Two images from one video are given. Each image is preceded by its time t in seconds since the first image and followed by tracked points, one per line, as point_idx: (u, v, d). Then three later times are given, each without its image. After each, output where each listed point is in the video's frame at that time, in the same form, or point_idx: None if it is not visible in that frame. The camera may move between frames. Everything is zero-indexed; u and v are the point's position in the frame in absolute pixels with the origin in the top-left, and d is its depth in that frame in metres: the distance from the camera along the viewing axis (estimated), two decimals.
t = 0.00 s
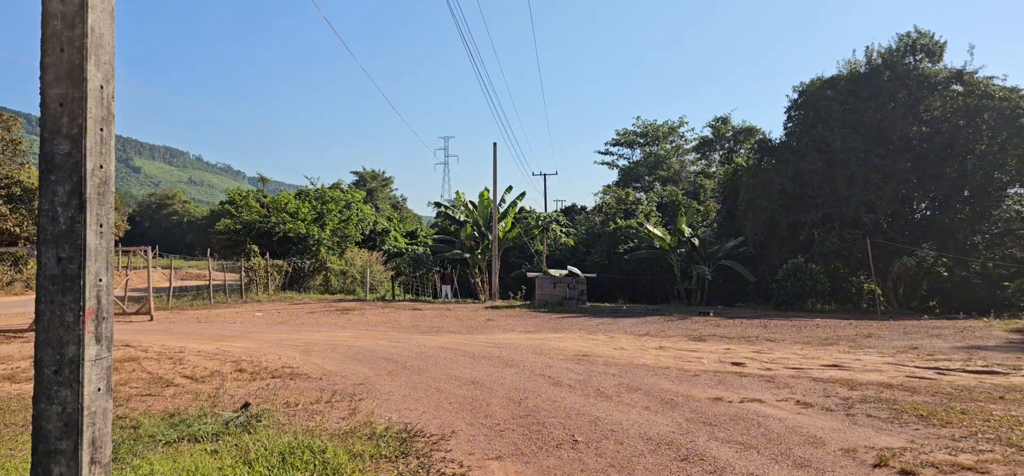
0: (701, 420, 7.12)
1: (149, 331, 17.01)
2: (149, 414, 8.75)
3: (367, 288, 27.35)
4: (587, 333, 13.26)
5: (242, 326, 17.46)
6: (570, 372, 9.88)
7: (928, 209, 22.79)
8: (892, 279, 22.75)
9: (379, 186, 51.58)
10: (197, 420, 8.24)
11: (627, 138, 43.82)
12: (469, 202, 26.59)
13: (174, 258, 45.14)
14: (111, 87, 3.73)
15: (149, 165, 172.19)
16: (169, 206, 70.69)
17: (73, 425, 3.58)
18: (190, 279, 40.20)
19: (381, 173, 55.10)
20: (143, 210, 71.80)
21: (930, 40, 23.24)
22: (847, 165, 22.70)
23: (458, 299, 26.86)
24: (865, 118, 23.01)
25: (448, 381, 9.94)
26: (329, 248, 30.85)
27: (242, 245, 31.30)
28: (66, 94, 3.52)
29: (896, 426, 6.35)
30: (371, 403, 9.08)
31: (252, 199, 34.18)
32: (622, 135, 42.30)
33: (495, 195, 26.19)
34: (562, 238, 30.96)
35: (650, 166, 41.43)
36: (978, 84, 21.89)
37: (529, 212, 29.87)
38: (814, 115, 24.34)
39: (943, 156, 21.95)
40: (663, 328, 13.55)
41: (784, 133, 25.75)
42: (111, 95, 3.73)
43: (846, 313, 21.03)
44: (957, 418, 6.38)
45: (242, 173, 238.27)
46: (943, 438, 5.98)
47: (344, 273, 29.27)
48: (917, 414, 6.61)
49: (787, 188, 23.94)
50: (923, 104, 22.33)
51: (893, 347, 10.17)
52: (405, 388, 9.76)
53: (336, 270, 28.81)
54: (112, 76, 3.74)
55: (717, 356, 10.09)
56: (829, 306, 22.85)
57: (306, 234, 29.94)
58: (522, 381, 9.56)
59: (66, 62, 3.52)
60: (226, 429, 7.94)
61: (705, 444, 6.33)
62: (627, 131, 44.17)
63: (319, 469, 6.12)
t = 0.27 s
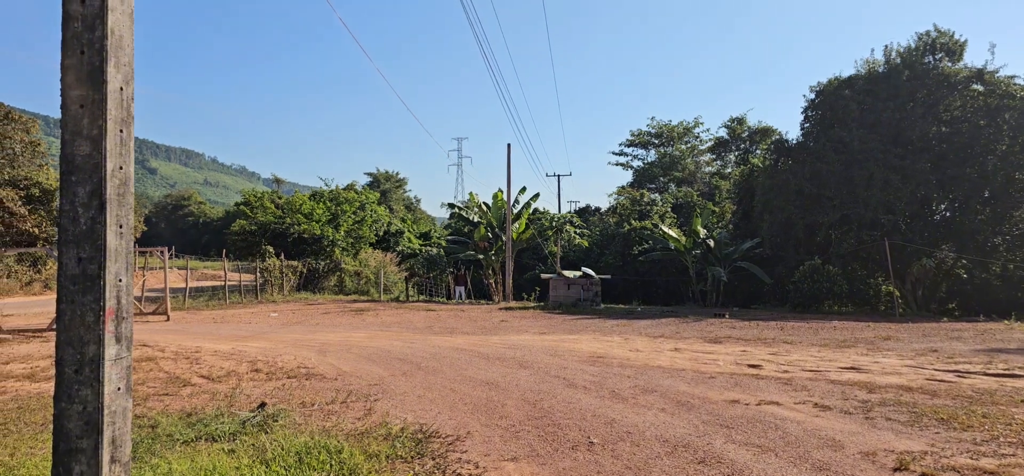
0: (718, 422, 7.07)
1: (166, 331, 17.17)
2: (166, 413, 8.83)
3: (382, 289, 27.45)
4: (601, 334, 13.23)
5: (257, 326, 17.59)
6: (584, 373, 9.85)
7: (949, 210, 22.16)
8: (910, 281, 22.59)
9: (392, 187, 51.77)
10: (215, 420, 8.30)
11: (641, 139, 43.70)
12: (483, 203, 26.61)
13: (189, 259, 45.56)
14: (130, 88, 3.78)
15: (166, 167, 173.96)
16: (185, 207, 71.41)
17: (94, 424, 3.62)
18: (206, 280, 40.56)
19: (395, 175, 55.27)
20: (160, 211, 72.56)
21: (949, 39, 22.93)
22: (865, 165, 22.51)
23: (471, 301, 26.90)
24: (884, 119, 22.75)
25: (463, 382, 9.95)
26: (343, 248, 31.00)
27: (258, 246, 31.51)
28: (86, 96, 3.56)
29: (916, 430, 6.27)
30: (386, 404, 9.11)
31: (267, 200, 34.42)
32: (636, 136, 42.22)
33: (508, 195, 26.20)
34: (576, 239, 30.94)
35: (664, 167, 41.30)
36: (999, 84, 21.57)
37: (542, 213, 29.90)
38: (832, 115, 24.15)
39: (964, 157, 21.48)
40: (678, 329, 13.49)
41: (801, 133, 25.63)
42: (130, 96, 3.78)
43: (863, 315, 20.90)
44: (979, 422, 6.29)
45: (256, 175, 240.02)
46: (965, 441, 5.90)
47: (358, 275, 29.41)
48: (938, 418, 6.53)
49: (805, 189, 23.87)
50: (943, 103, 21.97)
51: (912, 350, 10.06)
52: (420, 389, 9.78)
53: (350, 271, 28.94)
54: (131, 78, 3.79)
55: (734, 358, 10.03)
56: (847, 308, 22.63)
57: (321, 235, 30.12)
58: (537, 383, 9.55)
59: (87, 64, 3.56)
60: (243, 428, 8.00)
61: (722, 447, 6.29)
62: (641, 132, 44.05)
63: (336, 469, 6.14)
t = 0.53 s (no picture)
0: (731, 424, 7.03)
1: (179, 331, 17.30)
2: (180, 413, 8.88)
3: (392, 289, 27.53)
4: (612, 335, 13.20)
5: (269, 327, 17.68)
6: (596, 374, 9.83)
7: (964, 210, 22.01)
8: (924, 282, 22.39)
9: (402, 188, 51.87)
10: (228, 420, 8.35)
11: (653, 139, 43.58)
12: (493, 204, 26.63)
13: (202, 259, 45.86)
14: (145, 90, 3.80)
15: (178, 168, 175.29)
16: (197, 208, 71.96)
17: (110, 423, 3.65)
18: (218, 280, 40.84)
19: (405, 176, 55.41)
20: (173, 211, 73.13)
21: (965, 38, 22.69)
22: (879, 165, 22.29)
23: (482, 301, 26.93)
24: (898, 118, 22.58)
25: (474, 383, 9.96)
26: (354, 249, 31.13)
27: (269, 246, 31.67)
28: (101, 97, 3.59)
29: (932, 432, 6.21)
30: (398, 404, 9.13)
31: (279, 201, 34.63)
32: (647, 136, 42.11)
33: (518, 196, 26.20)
34: (587, 240, 30.92)
35: (676, 167, 41.17)
36: (1015, 83, 21.27)
37: (553, 214, 29.90)
38: (846, 115, 24.00)
39: (979, 157, 21.19)
40: (690, 330, 13.43)
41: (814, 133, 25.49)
42: (145, 97, 3.80)
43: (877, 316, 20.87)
44: (996, 425, 6.22)
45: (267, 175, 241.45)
46: (982, 444, 5.83)
47: (369, 275, 29.51)
48: (954, 420, 6.46)
49: (818, 189, 23.72)
50: (958, 103, 21.73)
51: (928, 351, 9.97)
52: (432, 389, 9.79)
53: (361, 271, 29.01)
54: (145, 79, 3.81)
55: (747, 359, 9.97)
56: (861, 309, 22.61)
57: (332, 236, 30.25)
58: (549, 383, 9.54)
59: (102, 66, 3.59)
60: (256, 428, 8.04)
61: (735, 449, 6.25)
62: (652, 132, 43.92)
63: (349, 470, 6.16)
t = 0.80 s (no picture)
0: (747, 425, 6.98)
1: (193, 332, 17.42)
2: (195, 414, 8.94)
3: (404, 290, 27.61)
4: (625, 336, 13.15)
5: (282, 328, 17.77)
6: (609, 375, 9.79)
7: (982, 209, 21.66)
8: (941, 282, 22.16)
9: (413, 189, 51.99)
10: (242, 421, 8.39)
11: (664, 139, 43.43)
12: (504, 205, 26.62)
13: (215, 261, 46.18)
14: (159, 93, 3.81)
15: (191, 171, 176.88)
16: (210, 210, 72.55)
17: (125, 424, 3.66)
18: (231, 282, 41.11)
19: (417, 177, 55.52)
20: (186, 214, 73.69)
21: (981, 34, 22.40)
22: (894, 164, 22.05)
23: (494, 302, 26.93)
24: (914, 116, 22.35)
25: (487, 384, 9.95)
26: (366, 250, 31.24)
27: (281, 248, 31.84)
28: (117, 101, 3.61)
29: (952, 433, 6.13)
30: (411, 405, 9.14)
31: (291, 203, 34.82)
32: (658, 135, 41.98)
33: (529, 197, 26.18)
34: (598, 240, 30.85)
35: (688, 167, 41.04)
36: None
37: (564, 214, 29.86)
38: (860, 113, 23.79)
39: (996, 155, 20.93)
40: (703, 331, 13.35)
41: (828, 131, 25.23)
42: (159, 100, 3.81)
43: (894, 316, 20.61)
44: (1017, 426, 6.13)
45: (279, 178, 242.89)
46: (1002, 445, 5.76)
47: (381, 276, 29.59)
48: (974, 421, 6.37)
49: (832, 187, 23.51)
50: (975, 99, 21.45)
51: (945, 352, 9.85)
52: (444, 390, 9.80)
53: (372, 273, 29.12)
54: (160, 82, 3.82)
55: (761, 360, 9.90)
56: (876, 309, 22.43)
57: (343, 237, 30.39)
58: (562, 384, 9.51)
59: (117, 69, 3.61)
60: (271, 429, 8.07)
61: (751, 450, 6.20)
62: (664, 132, 43.77)
63: (363, 470, 6.18)
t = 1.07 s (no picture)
0: (761, 426, 6.93)
1: (207, 333, 17.55)
2: (209, 414, 9.00)
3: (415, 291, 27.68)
4: (637, 337, 13.11)
5: (294, 329, 17.86)
6: (621, 376, 9.76)
7: (999, 208, 21.63)
8: (957, 282, 22.09)
9: (424, 190, 52.11)
10: (256, 421, 8.44)
11: (676, 138, 43.30)
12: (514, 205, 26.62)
13: (228, 262, 46.51)
14: (173, 95, 3.84)
15: (204, 173, 178.24)
16: (222, 212, 73.06)
17: (141, 424, 3.69)
18: (243, 282, 41.37)
19: (428, 178, 55.67)
20: (199, 215, 74.25)
21: (998, 31, 22.14)
22: (910, 162, 21.81)
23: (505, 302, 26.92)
24: (930, 113, 22.11)
25: (499, 384, 9.95)
26: (377, 251, 31.34)
27: (293, 249, 31.98)
28: (131, 103, 3.64)
29: (970, 435, 6.06)
30: (423, 406, 9.16)
31: (303, 204, 35.00)
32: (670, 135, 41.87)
33: (540, 197, 26.17)
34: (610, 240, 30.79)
35: (700, 166, 40.91)
36: None
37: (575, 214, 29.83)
38: (876, 111, 23.60)
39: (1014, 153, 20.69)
40: (716, 331, 13.28)
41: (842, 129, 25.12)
42: (173, 103, 3.84)
43: (909, 316, 20.47)
44: None
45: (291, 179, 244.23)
46: (1021, 447, 5.68)
47: (392, 277, 29.66)
48: (992, 423, 6.30)
49: (846, 186, 23.30)
50: (992, 97, 21.25)
51: (962, 352, 9.74)
52: (456, 391, 9.80)
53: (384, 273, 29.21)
54: (174, 84, 3.85)
55: (775, 361, 9.83)
56: (892, 309, 22.24)
57: (355, 238, 30.54)
58: (574, 385, 9.50)
59: (131, 71, 3.64)
60: (284, 429, 8.11)
61: (766, 452, 6.16)
62: (675, 131, 43.65)
63: (376, 470, 6.20)
